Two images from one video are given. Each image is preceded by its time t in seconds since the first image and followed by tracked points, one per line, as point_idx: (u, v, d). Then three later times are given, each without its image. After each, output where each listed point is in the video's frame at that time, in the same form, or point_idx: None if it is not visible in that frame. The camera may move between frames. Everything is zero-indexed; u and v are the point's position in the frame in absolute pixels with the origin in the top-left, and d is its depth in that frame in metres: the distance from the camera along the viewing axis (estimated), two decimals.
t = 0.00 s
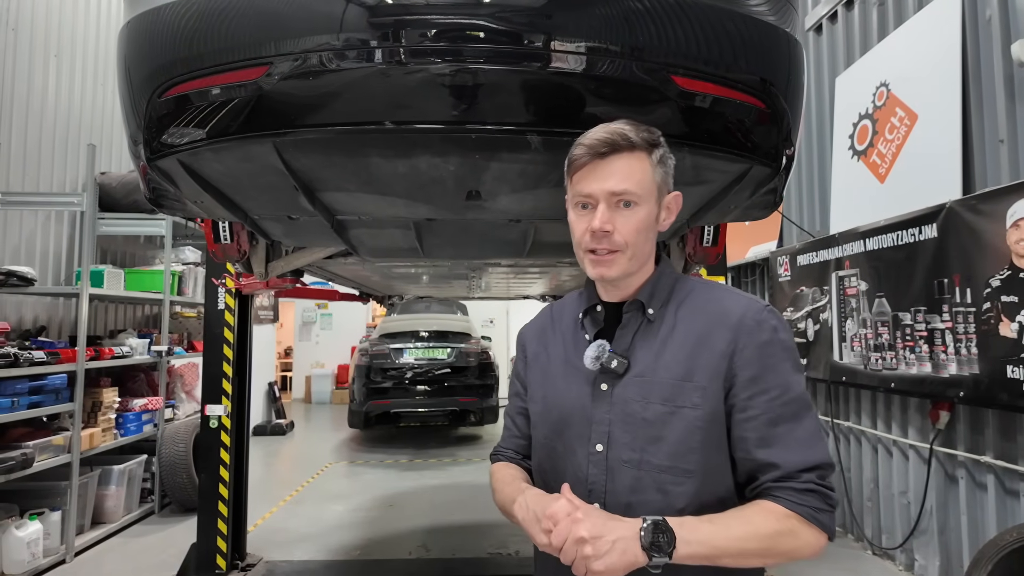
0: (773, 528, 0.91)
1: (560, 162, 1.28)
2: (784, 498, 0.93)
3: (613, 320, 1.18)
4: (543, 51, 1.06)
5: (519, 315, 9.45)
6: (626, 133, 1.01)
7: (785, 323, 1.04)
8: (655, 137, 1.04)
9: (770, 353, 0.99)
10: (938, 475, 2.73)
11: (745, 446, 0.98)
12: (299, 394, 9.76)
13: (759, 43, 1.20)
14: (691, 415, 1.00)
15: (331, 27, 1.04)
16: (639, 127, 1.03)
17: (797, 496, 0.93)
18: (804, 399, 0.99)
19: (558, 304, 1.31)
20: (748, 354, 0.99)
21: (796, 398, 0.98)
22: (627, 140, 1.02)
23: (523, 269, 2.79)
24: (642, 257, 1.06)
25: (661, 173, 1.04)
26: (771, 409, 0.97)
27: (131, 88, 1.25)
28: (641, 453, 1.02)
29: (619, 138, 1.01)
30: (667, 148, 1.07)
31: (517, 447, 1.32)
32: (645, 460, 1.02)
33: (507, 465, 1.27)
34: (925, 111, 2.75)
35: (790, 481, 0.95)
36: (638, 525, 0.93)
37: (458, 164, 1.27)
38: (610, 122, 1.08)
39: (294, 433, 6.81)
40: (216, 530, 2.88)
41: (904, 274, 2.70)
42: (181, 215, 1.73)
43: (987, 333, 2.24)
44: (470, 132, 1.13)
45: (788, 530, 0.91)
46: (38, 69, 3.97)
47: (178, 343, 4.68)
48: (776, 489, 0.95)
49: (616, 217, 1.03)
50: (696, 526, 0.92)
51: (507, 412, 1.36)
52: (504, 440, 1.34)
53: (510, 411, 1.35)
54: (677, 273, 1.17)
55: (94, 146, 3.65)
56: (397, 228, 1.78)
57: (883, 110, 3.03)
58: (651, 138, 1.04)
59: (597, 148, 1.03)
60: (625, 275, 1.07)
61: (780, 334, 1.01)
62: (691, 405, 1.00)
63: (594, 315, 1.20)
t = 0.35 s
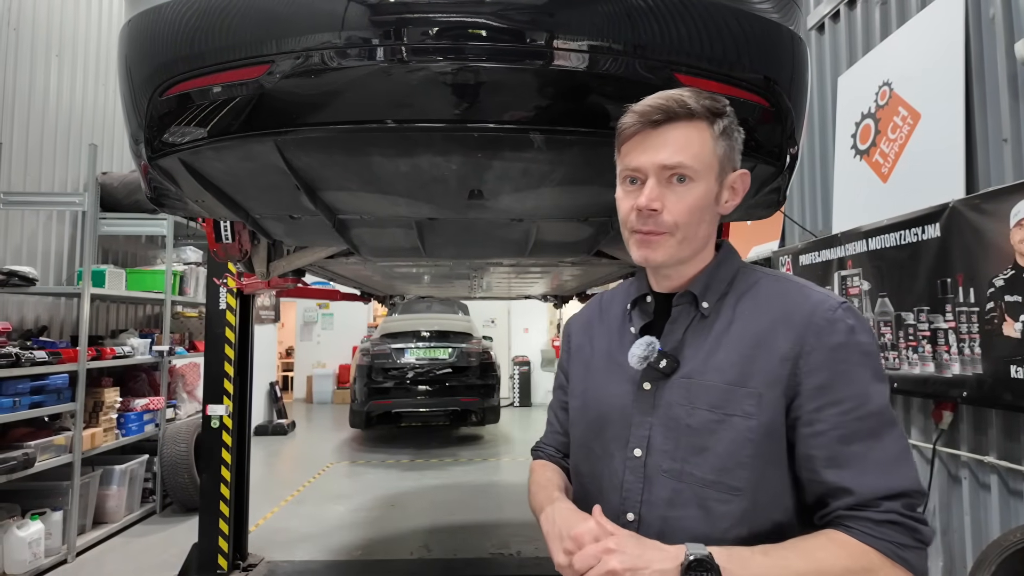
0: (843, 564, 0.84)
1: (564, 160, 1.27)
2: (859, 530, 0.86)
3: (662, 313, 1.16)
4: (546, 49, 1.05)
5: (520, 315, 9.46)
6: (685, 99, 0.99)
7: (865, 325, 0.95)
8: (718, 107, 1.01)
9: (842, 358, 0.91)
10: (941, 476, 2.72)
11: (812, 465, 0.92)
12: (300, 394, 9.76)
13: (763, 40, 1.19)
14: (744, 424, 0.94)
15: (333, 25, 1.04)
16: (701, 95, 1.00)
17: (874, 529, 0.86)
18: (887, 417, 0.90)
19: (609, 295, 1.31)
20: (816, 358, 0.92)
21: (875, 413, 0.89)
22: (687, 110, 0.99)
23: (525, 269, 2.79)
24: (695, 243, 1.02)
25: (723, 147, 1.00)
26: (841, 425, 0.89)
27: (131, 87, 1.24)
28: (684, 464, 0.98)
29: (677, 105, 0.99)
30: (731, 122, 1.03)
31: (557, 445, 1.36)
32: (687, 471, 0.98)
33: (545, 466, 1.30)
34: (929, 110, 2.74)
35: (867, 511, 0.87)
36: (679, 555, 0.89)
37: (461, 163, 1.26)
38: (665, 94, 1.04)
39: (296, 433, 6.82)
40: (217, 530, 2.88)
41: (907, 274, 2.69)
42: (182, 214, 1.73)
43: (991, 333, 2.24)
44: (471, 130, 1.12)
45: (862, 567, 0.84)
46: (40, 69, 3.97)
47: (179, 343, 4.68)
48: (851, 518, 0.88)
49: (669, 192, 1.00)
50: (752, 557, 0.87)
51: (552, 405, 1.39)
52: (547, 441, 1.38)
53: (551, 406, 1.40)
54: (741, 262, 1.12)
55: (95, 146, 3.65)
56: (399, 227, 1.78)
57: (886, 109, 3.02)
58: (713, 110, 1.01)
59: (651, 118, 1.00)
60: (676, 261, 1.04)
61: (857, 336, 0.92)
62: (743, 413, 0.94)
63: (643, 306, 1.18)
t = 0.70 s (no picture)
0: None
1: (565, 160, 1.27)
2: (893, 556, 0.77)
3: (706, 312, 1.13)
4: (546, 50, 1.05)
5: (520, 315, 9.48)
6: (691, 87, 0.96)
7: (927, 330, 0.85)
8: (732, 89, 0.96)
9: (894, 366, 0.82)
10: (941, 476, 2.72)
11: (847, 482, 0.82)
12: (301, 395, 9.78)
13: (763, 41, 1.19)
14: (779, 433, 0.87)
15: (334, 26, 1.04)
16: (712, 80, 0.97)
17: (911, 558, 0.76)
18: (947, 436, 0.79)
19: (660, 294, 1.28)
20: (863, 365, 0.84)
21: (931, 431, 0.79)
22: (694, 96, 0.97)
23: (525, 269, 2.79)
24: (715, 232, 0.98)
25: (739, 129, 0.95)
26: (887, 439, 0.80)
27: (132, 88, 1.25)
28: (715, 471, 0.93)
29: (684, 93, 0.97)
30: (753, 102, 0.97)
31: (601, 440, 1.36)
32: (718, 479, 0.92)
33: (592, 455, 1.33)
34: (929, 110, 2.74)
35: (906, 537, 0.77)
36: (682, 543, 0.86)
37: (461, 164, 1.26)
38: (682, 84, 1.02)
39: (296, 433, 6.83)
40: (217, 530, 2.89)
41: (907, 274, 2.69)
42: (182, 215, 1.73)
43: (991, 333, 2.25)
44: (470, 132, 1.12)
45: None
46: (40, 69, 3.98)
47: (180, 343, 4.68)
48: (886, 543, 0.78)
49: (681, 183, 0.98)
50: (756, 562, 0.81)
51: (600, 405, 1.39)
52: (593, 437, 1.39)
53: (601, 403, 1.41)
54: (792, 259, 1.04)
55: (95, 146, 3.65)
56: (399, 228, 1.78)
57: (886, 110, 3.01)
58: (730, 90, 0.96)
59: (659, 110, 1.00)
60: (698, 254, 1.01)
61: (915, 342, 0.83)
62: (779, 421, 0.88)
63: (688, 304, 1.14)
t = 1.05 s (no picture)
0: None
1: (562, 160, 1.27)
2: None
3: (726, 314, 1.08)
4: (543, 50, 1.06)
5: (520, 315, 9.50)
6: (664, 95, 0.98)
7: (917, 352, 0.76)
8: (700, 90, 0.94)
9: (868, 391, 0.75)
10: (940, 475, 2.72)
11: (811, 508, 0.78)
12: (301, 395, 9.79)
13: (760, 41, 1.20)
14: (752, 449, 0.85)
15: (332, 26, 1.05)
16: (684, 84, 0.96)
17: None
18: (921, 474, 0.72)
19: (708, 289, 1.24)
20: (838, 388, 0.77)
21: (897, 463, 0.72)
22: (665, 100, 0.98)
23: (524, 269, 2.79)
24: (691, 231, 0.97)
25: (698, 126, 0.92)
26: (853, 470, 0.74)
27: (131, 87, 1.25)
28: (703, 481, 0.90)
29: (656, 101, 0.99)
30: (722, 98, 0.93)
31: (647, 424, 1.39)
32: (704, 486, 0.90)
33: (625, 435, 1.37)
34: (927, 110, 2.74)
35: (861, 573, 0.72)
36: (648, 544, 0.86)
37: (458, 163, 1.26)
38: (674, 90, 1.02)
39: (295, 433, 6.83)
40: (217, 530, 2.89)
41: (906, 274, 2.69)
42: (180, 214, 1.73)
43: (989, 333, 2.25)
44: (469, 131, 1.11)
45: None
46: (40, 69, 3.98)
47: (179, 343, 4.68)
48: None
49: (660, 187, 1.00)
50: None
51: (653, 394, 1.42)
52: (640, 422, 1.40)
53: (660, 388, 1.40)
54: (805, 262, 0.94)
55: (95, 146, 3.65)
56: (397, 227, 1.78)
57: (885, 110, 3.02)
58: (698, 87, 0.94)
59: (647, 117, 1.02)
60: (683, 254, 1.00)
61: (895, 365, 0.75)
62: (754, 438, 0.85)
63: (709, 302, 1.11)
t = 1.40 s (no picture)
0: None
1: (561, 159, 1.26)
2: (839, 562, 0.73)
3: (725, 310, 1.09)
4: (542, 48, 1.05)
5: (520, 315, 9.52)
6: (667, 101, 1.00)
7: (905, 341, 0.78)
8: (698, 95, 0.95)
9: (861, 378, 0.76)
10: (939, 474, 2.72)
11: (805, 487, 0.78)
12: (300, 394, 9.79)
13: (760, 39, 1.20)
14: (751, 435, 0.86)
15: (331, 24, 1.04)
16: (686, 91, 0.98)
17: (857, 566, 0.72)
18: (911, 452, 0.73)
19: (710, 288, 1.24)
20: (831, 374, 0.78)
21: (886, 443, 0.74)
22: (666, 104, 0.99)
23: (523, 268, 2.79)
24: (688, 231, 0.98)
25: (693, 130, 0.94)
26: (847, 451, 0.75)
27: (128, 85, 1.25)
28: (701, 465, 0.91)
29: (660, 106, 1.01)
30: (717, 103, 0.94)
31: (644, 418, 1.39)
32: (703, 471, 0.91)
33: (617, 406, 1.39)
34: (927, 109, 2.74)
35: (855, 546, 0.73)
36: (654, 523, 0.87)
37: (457, 161, 1.26)
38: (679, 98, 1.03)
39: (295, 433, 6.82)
40: (216, 529, 2.88)
41: (905, 273, 2.69)
42: (179, 213, 1.73)
43: (988, 333, 2.24)
44: (468, 129, 1.12)
45: None
46: (39, 68, 3.98)
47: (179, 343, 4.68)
48: (835, 550, 0.74)
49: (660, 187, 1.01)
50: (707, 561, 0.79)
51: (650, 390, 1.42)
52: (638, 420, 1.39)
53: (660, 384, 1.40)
54: (800, 260, 0.95)
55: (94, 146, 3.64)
56: (396, 226, 1.78)
57: (884, 109, 3.02)
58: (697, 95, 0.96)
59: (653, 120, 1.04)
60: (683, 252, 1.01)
61: (884, 353, 0.77)
62: (753, 424, 0.86)
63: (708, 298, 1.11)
